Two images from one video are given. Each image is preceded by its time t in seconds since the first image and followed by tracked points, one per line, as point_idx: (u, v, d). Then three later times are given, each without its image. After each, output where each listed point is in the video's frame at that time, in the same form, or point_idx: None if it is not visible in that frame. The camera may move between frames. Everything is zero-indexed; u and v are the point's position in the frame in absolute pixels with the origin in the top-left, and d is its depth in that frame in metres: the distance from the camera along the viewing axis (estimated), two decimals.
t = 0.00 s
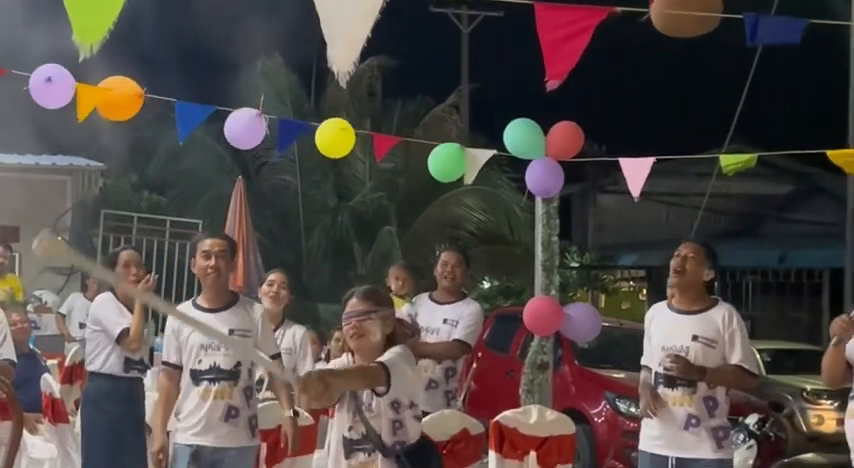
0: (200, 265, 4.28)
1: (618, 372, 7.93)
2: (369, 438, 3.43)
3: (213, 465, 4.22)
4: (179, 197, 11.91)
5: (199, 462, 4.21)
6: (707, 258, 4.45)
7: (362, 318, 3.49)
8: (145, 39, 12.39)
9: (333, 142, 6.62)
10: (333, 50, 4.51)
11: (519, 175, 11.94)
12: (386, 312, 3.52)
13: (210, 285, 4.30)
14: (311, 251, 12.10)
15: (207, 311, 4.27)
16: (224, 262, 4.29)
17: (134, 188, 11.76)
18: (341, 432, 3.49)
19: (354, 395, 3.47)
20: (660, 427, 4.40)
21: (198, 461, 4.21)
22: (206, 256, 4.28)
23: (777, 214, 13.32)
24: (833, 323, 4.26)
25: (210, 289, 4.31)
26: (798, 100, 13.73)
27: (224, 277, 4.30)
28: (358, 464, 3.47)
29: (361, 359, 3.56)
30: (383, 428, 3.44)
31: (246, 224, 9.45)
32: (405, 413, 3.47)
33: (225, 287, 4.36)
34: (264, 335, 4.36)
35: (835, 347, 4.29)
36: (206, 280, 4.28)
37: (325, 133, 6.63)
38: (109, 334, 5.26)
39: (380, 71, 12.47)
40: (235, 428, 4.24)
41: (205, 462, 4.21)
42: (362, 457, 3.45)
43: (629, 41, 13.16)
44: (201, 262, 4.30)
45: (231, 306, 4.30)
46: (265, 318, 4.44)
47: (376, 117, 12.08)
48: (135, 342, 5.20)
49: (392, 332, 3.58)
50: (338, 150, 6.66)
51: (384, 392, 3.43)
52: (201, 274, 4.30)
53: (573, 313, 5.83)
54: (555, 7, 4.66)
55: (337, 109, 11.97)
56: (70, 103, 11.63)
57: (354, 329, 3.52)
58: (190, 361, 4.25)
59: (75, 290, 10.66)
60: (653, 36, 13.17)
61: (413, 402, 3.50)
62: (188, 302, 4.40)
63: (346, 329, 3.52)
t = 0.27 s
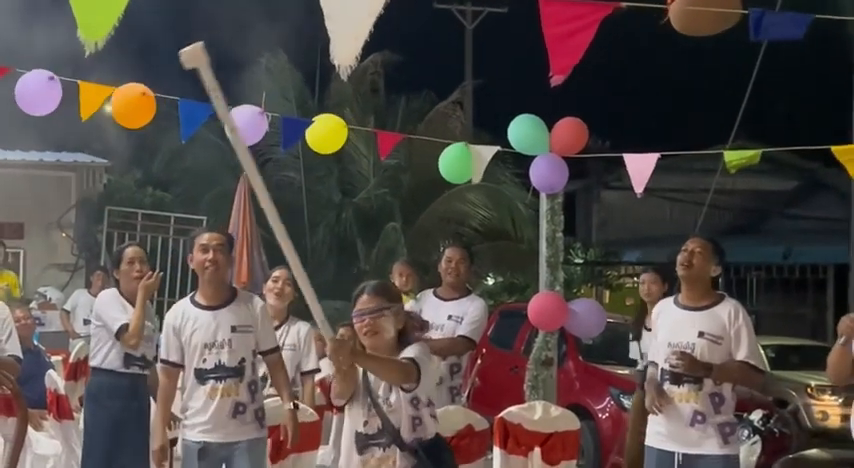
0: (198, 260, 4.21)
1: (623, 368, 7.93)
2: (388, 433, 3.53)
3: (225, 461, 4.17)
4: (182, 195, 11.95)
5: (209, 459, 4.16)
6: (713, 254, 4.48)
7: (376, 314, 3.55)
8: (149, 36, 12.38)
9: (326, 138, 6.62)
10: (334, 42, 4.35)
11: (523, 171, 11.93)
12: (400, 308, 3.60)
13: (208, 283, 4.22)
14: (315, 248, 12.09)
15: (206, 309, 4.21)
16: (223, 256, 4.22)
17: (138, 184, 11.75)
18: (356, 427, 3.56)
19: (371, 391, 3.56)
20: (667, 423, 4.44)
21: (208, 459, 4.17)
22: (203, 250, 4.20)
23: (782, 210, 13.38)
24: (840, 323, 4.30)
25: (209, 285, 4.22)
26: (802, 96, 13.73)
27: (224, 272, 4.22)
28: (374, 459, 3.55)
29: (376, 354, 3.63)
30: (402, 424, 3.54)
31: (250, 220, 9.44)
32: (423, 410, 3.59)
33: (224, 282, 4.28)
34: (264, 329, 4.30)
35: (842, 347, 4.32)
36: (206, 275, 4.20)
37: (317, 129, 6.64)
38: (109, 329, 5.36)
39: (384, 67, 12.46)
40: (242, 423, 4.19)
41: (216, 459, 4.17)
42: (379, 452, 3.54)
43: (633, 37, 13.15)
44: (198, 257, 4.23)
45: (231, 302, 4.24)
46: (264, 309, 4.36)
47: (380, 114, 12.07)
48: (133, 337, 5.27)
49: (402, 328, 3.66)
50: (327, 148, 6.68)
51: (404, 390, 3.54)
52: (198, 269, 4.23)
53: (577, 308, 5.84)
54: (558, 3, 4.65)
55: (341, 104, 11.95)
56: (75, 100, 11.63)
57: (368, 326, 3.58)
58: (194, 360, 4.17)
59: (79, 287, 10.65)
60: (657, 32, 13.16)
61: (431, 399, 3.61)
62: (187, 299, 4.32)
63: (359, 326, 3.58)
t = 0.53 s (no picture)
0: (223, 258, 4.23)
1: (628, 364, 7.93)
2: (398, 428, 3.49)
3: (247, 460, 4.14)
4: (190, 190, 11.79)
5: (231, 458, 4.14)
6: (718, 249, 4.49)
7: (390, 310, 3.51)
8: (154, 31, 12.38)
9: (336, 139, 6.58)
10: (334, 35, 4.31)
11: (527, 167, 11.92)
12: (413, 304, 3.57)
13: (232, 278, 4.23)
14: (319, 244, 12.09)
15: (231, 306, 4.22)
16: (247, 254, 4.24)
17: (143, 180, 11.75)
18: (365, 424, 3.54)
19: (383, 387, 3.53)
20: (672, 419, 4.45)
21: (229, 457, 4.14)
22: (228, 247, 4.22)
23: (787, 207, 13.17)
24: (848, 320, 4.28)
25: (234, 283, 4.24)
26: (806, 92, 13.69)
27: (248, 268, 4.24)
28: (383, 455, 3.51)
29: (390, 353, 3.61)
30: (414, 421, 3.50)
31: (254, 216, 9.45)
32: (436, 408, 3.55)
33: (249, 279, 4.29)
34: (289, 328, 4.30)
35: (849, 343, 4.29)
36: (230, 272, 4.22)
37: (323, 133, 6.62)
38: (111, 324, 5.38)
39: (388, 63, 12.45)
40: (265, 422, 4.16)
41: (236, 457, 4.13)
42: (389, 448, 3.50)
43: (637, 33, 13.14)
44: (223, 254, 4.24)
45: (254, 300, 4.24)
46: (288, 310, 4.37)
47: (384, 109, 12.06)
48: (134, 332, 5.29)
49: (414, 324, 3.63)
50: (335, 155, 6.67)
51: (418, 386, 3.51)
52: (223, 267, 4.24)
53: (581, 303, 5.82)
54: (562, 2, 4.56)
55: (344, 102, 11.96)
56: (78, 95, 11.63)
57: (381, 323, 3.55)
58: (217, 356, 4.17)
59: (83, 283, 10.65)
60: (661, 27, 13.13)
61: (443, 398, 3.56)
62: (211, 297, 4.33)
63: (372, 322, 3.55)
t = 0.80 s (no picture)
0: (265, 254, 4.43)
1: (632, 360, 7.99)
2: (408, 425, 3.82)
3: (286, 455, 4.40)
4: (196, 185, 11.91)
5: (272, 453, 4.38)
6: (724, 245, 4.53)
7: (400, 306, 3.77)
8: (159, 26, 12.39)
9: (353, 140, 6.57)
10: (337, 27, 4.35)
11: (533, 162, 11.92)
12: (422, 302, 3.84)
13: (274, 275, 4.45)
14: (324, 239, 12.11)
15: (273, 301, 4.44)
16: (288, 250, 4.42)
17: (148, 175, 11.74)
18: (375, 421, 3.85)
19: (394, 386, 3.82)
20: (677, 414, 4.50)
21: (270, 451, 4.38)
22: (269, 243, 4.42)
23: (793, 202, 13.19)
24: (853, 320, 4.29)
25: (277, 280, 4.46)
26: (813, 87, 13.68)
27: (287, 266, 4.44)
28: (391, 451, 3.83)
29: (399, 353, 3.89)
30: (423, 420, 3.83)
31: (260, 211, 9.43)
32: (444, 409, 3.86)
33: (290, 277, 4.51)
34: (328, 326, 4.50)
35: None
36: (272, 270, 4.43)
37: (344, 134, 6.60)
38: (116, 320, 5.39)
39: (393, 59, 12.44)
40: (303, 417, 4.39)
41: (278, 450, 4.38)
42: (397, 444, 3.82)
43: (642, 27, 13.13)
44: (265, 250, 4.44)
45: (294, 298, 4.46)
46: (331, 308, 4.57)
47: (390, 105, 12.05)
48: (139, 328, 5.29)
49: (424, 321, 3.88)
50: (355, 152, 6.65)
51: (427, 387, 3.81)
52: (266, 262, 4.45)
53: (587, 299, 5.82)
54: None
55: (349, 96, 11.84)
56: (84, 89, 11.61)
57: (392, 318, 3.79)
58: (258, 352, 4.39)
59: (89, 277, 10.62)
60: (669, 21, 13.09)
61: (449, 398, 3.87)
62: (254, 292, 4.56)
63: (383, 318, 3.81)
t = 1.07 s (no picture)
0: (281, 248, 4.39)
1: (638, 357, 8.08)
2: (416, 424, 3.66)
3: (308, 451, 4.38)
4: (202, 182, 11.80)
5: (295, 449, 4.36)
6: (731, 241, 4.54)
7: (409, 302, 3.63)
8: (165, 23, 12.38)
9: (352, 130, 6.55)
10: (341, 20, 4.33)
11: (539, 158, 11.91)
12: (433, 298, 3.69)
13: (291, 271, 4.42)
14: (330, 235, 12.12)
15: (291, 298, 4.42)
16: (304, 244, 4.40)
17: (155, 171, 11.75)
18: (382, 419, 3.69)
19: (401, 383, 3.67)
20: (683, 411, 4.52)
21: (294, 448, 4.36)
22: (286, 238, 4.38)
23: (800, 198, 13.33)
24: None
25: (292, 275, 4.43)
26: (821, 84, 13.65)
27: (304, 261, 4.41)
28: (398, 448, 3.67)
29: (408, 349, 3.73)
30: (433, 420, 3.66)
31: (266, 207, 9.43)
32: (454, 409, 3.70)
33: (306, 272, 4.48)
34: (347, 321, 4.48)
35: None
36: (289, 264, 4.38)
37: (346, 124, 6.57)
38: (121, 317, 5.40)
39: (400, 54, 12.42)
40: (325, 414, 4.38)
41: (301, 447, 4.36)
42: (406, 443, 3.66)
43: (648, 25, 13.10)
44: (281, 244, 4.40)
45: (312, 294, 4.44)
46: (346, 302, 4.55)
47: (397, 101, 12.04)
48: (144, 324, 5.30)
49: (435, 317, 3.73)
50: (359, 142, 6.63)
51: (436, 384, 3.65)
52: (281, 257, 4.41)
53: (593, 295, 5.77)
54: None
55: (356, 93, 11.85)
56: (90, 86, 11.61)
57: (402, 314, 3.64)
58: (279, 348, 4.37)
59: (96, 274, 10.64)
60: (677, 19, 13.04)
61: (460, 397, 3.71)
62: (270, 287, 4.53)
63: (392, 314, 3.65)
